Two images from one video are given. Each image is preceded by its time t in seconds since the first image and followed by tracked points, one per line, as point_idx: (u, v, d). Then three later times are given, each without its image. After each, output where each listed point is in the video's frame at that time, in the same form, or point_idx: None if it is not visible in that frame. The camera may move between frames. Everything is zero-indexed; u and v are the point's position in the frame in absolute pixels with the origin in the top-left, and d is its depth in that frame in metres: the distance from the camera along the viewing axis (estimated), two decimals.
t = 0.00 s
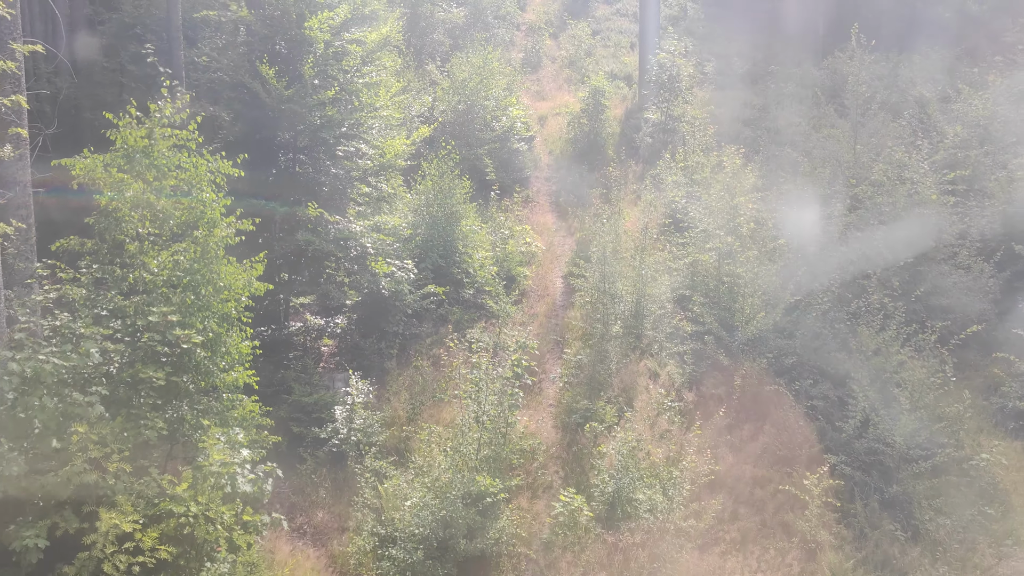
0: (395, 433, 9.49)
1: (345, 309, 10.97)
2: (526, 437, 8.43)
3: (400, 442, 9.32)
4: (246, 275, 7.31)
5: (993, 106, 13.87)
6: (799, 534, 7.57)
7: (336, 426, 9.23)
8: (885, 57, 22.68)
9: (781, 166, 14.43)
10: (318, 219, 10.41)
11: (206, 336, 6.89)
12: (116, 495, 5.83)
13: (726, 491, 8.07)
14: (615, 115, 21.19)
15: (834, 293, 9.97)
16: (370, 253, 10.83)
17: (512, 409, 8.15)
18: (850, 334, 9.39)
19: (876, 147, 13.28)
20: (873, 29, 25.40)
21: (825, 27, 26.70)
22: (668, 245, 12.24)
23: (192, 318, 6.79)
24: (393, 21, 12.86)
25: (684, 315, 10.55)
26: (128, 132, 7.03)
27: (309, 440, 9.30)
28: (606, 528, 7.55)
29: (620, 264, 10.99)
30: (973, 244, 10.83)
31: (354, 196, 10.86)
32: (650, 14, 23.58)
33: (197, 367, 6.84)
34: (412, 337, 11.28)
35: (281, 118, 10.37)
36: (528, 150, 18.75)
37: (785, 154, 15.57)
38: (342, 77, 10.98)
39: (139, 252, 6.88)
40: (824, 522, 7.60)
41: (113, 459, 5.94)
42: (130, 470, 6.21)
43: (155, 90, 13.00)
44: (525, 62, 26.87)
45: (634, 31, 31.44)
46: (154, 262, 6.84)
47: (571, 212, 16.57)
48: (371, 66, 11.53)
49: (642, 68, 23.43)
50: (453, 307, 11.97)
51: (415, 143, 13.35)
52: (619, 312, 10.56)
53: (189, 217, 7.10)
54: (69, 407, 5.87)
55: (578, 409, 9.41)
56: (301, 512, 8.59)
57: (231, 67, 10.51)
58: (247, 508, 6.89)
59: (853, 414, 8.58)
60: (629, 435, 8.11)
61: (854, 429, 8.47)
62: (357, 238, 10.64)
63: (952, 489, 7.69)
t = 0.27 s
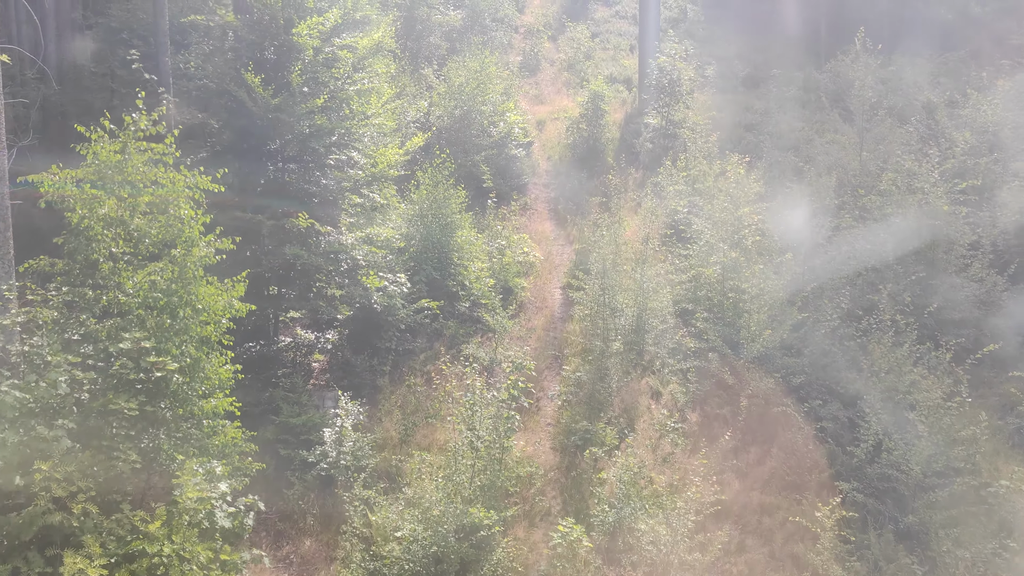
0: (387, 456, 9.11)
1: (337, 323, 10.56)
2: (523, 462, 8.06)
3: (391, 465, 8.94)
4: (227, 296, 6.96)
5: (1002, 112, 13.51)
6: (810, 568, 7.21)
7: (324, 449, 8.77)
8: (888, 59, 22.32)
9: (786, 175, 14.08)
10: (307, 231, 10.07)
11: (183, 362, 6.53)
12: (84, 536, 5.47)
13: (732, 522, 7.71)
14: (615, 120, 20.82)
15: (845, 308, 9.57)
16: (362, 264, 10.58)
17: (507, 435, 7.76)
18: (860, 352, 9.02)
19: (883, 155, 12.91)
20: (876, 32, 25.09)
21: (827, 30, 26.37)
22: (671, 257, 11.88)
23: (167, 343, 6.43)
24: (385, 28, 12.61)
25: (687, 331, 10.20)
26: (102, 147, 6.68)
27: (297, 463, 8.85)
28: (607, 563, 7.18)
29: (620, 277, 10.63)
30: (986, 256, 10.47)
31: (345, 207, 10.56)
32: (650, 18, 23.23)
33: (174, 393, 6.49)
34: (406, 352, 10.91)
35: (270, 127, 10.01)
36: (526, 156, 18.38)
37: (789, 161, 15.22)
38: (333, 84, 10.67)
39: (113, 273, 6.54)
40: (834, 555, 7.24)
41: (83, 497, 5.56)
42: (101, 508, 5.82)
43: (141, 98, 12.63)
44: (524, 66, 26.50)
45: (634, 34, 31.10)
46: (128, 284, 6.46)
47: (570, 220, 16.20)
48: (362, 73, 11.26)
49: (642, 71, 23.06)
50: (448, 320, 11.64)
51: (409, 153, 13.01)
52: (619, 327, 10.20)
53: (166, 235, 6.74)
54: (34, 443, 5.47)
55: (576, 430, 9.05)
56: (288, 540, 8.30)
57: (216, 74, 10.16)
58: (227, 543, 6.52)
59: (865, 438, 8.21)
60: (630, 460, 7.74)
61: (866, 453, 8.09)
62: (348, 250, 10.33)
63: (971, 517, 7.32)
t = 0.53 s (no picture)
0: (377, 480, 8.73)
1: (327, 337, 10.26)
2: (519, 490, 7.68)
3: (382, 491, 8.56)
4: (203, 319, 6.58)
5: (1012, 117, 13.14)
6: None
7: (310, 474, 8.29)
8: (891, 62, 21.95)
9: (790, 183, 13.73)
10: (295, 245, 9.69)
11: (157, 391, 6.13)
12: None
13: (739, 553, 7.34)
14: (613, 124, 20.46)
15: (854, 324, 9.20)
16: (352, 279, 10.22)
17: (503, 462, 7.38)
18: (869, 371, 8.66)
19: (889, 162, 12.55)
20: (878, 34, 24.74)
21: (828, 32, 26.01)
22: (672, 269, 11.52)
23: (139, 371, 6.05)
24: (376, 34, 12.29)
25: (689, 347, 9.83)
26: (69, 162, 6.27)
27: (283, 488, 8.44)
28: None
29: (619, 291, 10.27)
30: (998, 268, 10.12)
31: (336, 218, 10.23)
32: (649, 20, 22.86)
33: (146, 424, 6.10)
34: (398, 368, 10.56)
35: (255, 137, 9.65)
36: (523, 162, 18.02)
37: (792, 168, 14.86)
38: (321, 92, 10.34)
39: (82, 295, 6.13)
40: None
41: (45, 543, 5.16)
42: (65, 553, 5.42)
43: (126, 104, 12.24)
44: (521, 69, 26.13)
45: (633, 36, 30.73)
46: (98, 308, 6.04)
47: (568, 227, 15.84)
48: (352, 79, 10.98)
49: (640, 74, 22.70)
50: (442, 333, 11.28)
51: (402, 162, 12.67)
52: (618, 343, 9.82)
53: (139, 255, 6.33)
54: None
55: (574, 453, 8.68)
56: (273, 570, 7.92)
57: (199, 81, 9.79)
58: None
59: (876, 463, 7.85)
60: (631, 488, 7.35)
61: (878, 480, 7.73)
62: (337, 264, 9.97)
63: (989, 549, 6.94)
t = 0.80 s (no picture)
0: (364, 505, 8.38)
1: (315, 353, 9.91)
2: (514, 518, 7.31)
3: (370, 517, 8.20)
4: (176, 345, 6.23)
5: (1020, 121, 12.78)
6: None
7: (295, 500, 7.92)
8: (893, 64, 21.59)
9: (792, 190, 13.38)
10: (282, 259, 9.35)
11: (126, 423, 5.75)
12: None
13: None
14: (611, 127, 20.07)
15: (863, 341, 8.84)
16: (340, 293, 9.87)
17: (497, 491, 7.01)
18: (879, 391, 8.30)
19: (895, 168, 12.19)
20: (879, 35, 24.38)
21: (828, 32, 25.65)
22: (671, 281, 11.17)
23: (107, 401, 5.67)
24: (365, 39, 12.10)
25: (689, 364, 9.50)
26: (31, 180, 5.91)
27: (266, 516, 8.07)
28: None
29: (616, 304, 9.96)
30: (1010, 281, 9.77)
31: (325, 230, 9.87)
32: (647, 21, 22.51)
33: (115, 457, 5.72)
34: (389, 386, 10.19)
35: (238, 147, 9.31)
36: (520, 166, 17.65)
37: (794, 175, 14.52)
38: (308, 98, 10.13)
39: (46, 320, 5.73)
40: None
41: None
42: None
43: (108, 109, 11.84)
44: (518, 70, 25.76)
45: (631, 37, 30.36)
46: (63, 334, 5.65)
47: (565, 234, 15.48)
48: (340, 85, 10.80)
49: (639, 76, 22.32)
50: (435, 348, 10.91)
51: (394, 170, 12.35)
52: (617, 359, 9.47)
53: (107, 277, 5.95)
54: None
55: (572, 476, 8.31)
56: None
57: (181, 88, 9.48)
58: None
59: (888, 488, 7.48)
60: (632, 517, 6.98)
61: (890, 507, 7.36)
62: (326, 279, 9.63)
63: None
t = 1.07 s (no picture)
0: (349, 532, 8.00)
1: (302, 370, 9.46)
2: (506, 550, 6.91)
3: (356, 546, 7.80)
4: (144, 373, 5.85)
5: None
6: None
7: (277, 527, 7.43)
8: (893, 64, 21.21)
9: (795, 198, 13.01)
10: (266, 272, 9.02)
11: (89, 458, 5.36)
12: None
13: None
14: (608, 130, 19.67)
15: (870, 359, 8.47)
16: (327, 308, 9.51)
17: (488, 522, 6.63)
18: (888, 412, 7.92)
19: (901, 174, 11.81)
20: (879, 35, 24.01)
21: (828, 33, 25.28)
22: (670, 292, 10.80)
23: (70, 435, 5.27)
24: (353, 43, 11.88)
25: (691, 382, 9.18)
26: None
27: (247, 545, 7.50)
28: None
29: (613, 318, 9.61)
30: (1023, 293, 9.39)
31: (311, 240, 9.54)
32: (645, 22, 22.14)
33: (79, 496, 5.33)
34: (379, 404, 9.79)
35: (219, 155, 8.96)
36: (515, 171, 17.26)
37: (796, 181, 14.13)
38: (293, 103, 9.84)
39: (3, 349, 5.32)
40: None
41: None
42: None
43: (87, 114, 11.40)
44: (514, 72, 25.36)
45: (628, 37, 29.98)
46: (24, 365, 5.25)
47: (560, 241, 15.09)
48: (327, 91, 10.56)
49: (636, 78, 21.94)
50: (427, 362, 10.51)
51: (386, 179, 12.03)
52: (614, 375, 9.08)
53: (69, 302, 5.56)
54: None
55: (567, 502, 7.91)
56: None
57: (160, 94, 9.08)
58: None
59: (901, 516, 7.09)
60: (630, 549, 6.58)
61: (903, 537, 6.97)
62: (313, 292, 9.26)
63: None
